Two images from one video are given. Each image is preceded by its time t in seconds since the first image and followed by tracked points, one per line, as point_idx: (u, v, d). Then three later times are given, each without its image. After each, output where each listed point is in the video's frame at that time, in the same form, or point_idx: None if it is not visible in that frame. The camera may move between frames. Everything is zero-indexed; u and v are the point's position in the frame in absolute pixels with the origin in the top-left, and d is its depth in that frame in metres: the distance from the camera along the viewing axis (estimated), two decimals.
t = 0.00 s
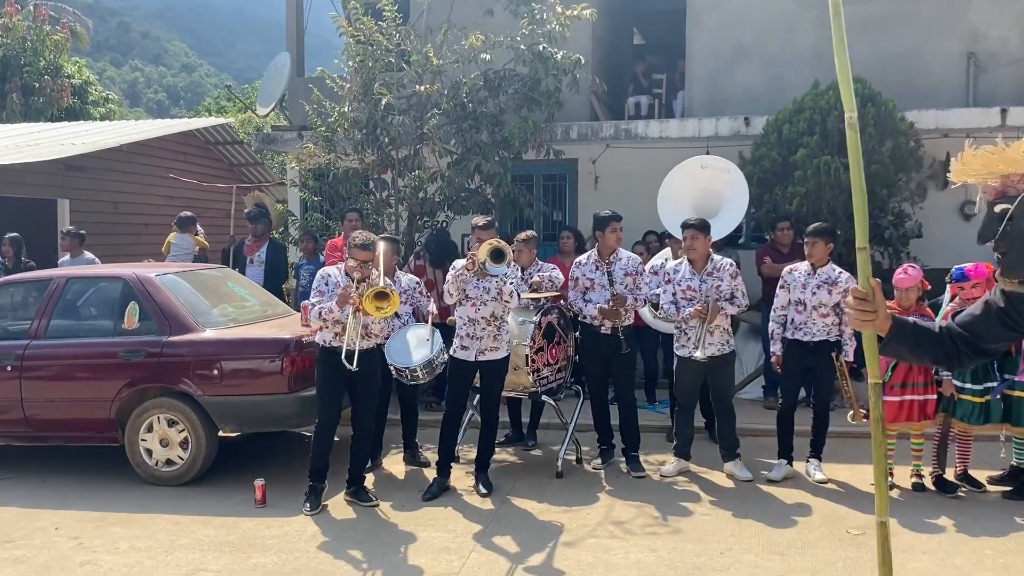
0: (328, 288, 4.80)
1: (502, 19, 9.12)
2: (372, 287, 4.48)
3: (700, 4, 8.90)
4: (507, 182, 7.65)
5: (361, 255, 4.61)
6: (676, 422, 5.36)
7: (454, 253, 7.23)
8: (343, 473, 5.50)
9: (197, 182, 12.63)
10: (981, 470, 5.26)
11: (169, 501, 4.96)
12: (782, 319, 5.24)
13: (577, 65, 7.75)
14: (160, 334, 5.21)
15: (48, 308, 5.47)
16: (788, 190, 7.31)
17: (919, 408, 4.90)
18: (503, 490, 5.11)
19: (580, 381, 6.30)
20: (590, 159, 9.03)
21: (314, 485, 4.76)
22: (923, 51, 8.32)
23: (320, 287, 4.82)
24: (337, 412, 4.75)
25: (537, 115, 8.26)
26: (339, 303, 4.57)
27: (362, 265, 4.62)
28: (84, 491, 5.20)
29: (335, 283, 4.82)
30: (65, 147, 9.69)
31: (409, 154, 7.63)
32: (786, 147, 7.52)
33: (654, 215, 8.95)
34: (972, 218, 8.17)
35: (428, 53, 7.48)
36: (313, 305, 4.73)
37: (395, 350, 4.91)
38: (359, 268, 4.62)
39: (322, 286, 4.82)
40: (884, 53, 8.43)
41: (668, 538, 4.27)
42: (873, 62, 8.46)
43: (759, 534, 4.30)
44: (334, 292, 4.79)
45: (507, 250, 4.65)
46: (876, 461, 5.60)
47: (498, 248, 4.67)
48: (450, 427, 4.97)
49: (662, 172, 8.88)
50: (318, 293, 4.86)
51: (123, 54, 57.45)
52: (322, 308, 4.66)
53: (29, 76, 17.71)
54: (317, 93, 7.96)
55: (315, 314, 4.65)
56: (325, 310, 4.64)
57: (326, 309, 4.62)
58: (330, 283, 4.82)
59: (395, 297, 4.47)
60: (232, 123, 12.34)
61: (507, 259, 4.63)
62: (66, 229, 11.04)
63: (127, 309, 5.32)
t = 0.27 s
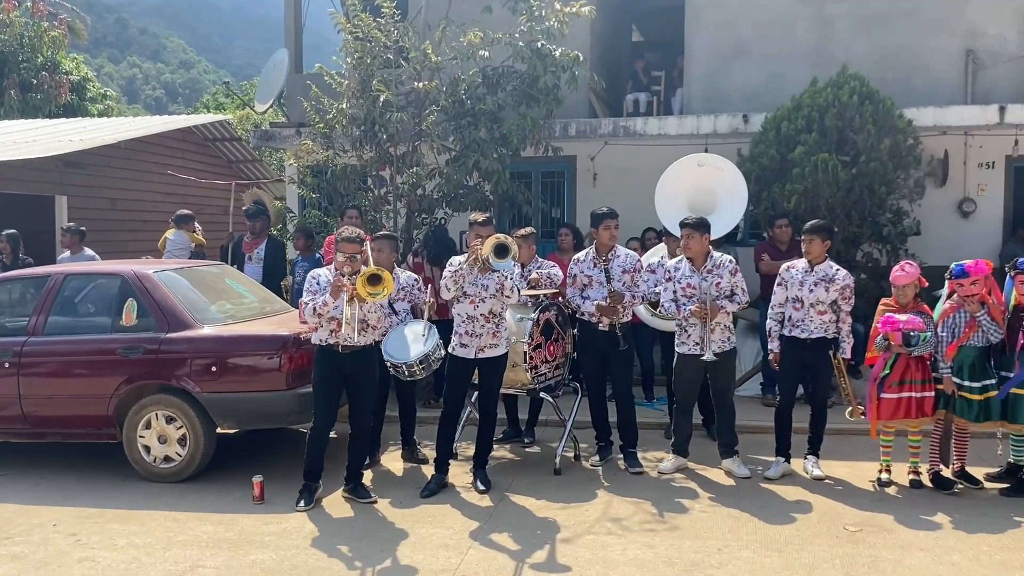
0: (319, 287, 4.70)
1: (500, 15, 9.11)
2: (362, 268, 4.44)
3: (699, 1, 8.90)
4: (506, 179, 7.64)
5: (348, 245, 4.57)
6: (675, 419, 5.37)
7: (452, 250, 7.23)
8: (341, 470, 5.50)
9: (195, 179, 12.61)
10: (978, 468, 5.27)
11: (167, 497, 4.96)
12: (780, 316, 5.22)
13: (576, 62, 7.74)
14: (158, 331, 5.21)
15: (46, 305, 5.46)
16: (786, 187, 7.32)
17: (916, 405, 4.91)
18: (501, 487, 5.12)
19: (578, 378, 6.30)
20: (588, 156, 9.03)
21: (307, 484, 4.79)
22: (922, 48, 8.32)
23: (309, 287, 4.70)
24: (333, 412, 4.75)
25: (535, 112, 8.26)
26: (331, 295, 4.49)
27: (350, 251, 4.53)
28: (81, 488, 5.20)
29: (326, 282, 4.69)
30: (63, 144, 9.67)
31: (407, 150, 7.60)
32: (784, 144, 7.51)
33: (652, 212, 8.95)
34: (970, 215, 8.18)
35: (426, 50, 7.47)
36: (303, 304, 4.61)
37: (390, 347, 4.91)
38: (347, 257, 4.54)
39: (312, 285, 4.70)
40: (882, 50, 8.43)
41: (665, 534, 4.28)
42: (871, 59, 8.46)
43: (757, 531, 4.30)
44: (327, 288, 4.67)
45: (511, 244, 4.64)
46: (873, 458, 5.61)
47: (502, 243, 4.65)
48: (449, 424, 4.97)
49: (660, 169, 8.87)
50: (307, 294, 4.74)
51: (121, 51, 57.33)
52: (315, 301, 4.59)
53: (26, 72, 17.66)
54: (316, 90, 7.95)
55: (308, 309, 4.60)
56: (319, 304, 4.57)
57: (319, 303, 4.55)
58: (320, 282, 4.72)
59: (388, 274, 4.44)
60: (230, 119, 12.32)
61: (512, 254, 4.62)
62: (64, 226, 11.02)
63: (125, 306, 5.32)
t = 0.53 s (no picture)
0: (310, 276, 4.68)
1: (499, 14, 9.12)
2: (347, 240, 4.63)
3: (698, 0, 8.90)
4: (504, 178, 7.64)
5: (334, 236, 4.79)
6: (673, 418, 5.38)
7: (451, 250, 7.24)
8: (340, 469, 5.50)
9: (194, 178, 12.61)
10: (976, 466, 5.27)
11: (166, 496, 4.97)
12: (778, 316, 5.23)
13: (575, 61, 7.74)
14: (157, 330, 5.21)
15: (45, 303, 5.47)
16: (785, 187, 7.32)
17: (914, 404, 4.91)
18: (499, 486, 5.12)
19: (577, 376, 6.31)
20: (588, 155, 9.03)
21: (307, 483, 4.81)
22: (920, 47, 8.33)
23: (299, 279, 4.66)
24: (326, 411, 4.76)
25: (535, 111, 8.26)
26: (322, 267, 4.58)
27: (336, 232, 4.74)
28: (80, 487, 5.20)
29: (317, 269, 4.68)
30: (62, 142, 9.66)
31: (406, 150, 7.58)
32: (783, 143, 7.52)
33: (651, 211, 8.95)
34: (968, 215, 8.19)
35: (426, 49, 7.47)
36: (296, 289, 4.62)
37: (390, 348, 4.91)
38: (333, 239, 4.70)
39: (301, 276, 4.67)
40: (881, 50, 8.43)
41: (664, 533, 4.28)
42: (870, 58, 8.47)
43: (755, 529, 4.31)
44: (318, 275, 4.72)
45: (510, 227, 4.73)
46: (871, 457, 5.61)
47: (502, 227, 4.73)
48: (447, 422, 4.97)
49: (660, 168, 8.88)
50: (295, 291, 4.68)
51: (120, 49, 57.28)
52: (307, 283, 4.62)
53: (26, 70, 17.64)
54: (315, 89, 7.94)
55: (299, 293, 4.61)
56: (310, 286, 4.61)
57: (310, 283, 4.60)
58: (309, 273, 4.67)
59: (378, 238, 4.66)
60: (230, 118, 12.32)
61: (512, 236, 4.67)
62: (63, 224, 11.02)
63: (124, 304, 5.32)
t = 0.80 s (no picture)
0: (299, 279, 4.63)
1: (500, 15, 9.13)
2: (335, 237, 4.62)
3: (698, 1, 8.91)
4: (505, 179, 7.64)
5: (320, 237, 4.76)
6: (673, 419, 5.38)
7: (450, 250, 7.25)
8: (340, 469, 5.51)
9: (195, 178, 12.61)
10: (976, 468, 5.27)
11: (166, 496, 4.97)
12: (778, 318, 5.24)
13: (575, 62, 7.75)
14: (157, 330, 5.21)
15: (45, 303, 5.47)
16: (785, 188, 7.32)
17: (914, 406, 4.90)
18: (499, 486, 5.12)
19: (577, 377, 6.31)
20: (588, 156, 9.03)
21: (308, 484, 4.81)
22: (921, 49, 8.33)
23: (288, 285, 4.60)
24: (323, 412, 4.76)
25: (535, 112, 8.26)
26: (316, 270, 4.53)
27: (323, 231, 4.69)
28: (80, 486, 5.20)
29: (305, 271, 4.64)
30: (62, 143, 9.67)
31: (407, 150, 7.59)
32: (783, 144, 7.52)
33: (651, 212, 8.95)
34: (969, 216, 8.19)
35: (426, 50, 7.48)
36: (290, 294, 4.56)
37: (390, 349, 4.92)
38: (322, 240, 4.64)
39: (291, 280, 4.61)
40: (881, 51, 8.43)
41: (664, 534, 4.28)
42: (870, 60, 8.47)
43: (754, 531, 4.31)
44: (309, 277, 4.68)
45: (508, 230, 4.74)
46: (871, 458, 5.61)
47: (500, 228, 4.76)
48: (447, 423, 4.97)
49: (660, 169, 8.88)
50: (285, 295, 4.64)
51: (121, 49, 57.30)
52: (300, 287, 4.57)
53: (26, 71, 17.65)
54: (315, 89, 7.95)
55: (292, 297, 4.56)
56: (304, 289, 4.57)
57: (305, 287, 4.55)
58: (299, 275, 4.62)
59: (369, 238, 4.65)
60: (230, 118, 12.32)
61: (511, 239, 4.69)
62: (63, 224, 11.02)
63: (124, 304, 5.33)
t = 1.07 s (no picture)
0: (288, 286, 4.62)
1: (501, 18, 9.14)
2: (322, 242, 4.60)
3: (699, 4, 8.91)
4: (506, 181, 7.65)
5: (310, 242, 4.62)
6: (673, 422, 5.38)
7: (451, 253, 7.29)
8: (340, 471, 5.51)
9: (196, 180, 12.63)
10: (977, 471, 5.27)
11: (167, 497, 4.97)
12: (775, 322, 5.22)
13: (577, 64, 7.75)
14: (158, 332, 5.22)
15: (47, 305, 5.47)
16: (786, 190, 7.32)
17: (914, 409, 4.90)
18: (500, 489, 5.12)
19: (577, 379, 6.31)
20: (589, 158, 9.04)
21: (308, 485, 4.81)
22: (922, 52, 8.33)
23: (278, 291, 4.57)
24: (320, 414, 4.76)
25: (537, 114, 8.27)
26: (308, 273, 4.50)
27: (313, 237, 4.61)
28: (80, 488, 5.21)
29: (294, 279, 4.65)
30: (64, 144, 9.68)
31: (408, 152, 7.60)
32: (784, 147, 7.52)
33: (652, 215, 8.96)
34: (970, 219, 8.19)
35: (427, 52, 7.49)
36: (281, 300, 4.51)
37: (389, 350, 4.93)
38: (312, 246, 4.58)
39: (281, 286, 4.59)
40: (882, 54, 8.44)
41: (664, 537, 4.28)
42: (871, 62, 8.48)
43: (755, 533, 4.31)
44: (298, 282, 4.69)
45: (510, 234, 4.71)
46: (872, 461, 5.61)
47: (502, 233, 4.73)
48: (448, 425, 4.97)
49: (661, 171, 8.88)
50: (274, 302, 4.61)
51: (123, 51, 57.37)
52: (292, 292, 4.51)
53: (28, 72, 17.67)
54: (317, 91, 7.95)
55: (285, 301, 4.50)
56: (296, 294, 4.50)
57: (297, 292, 4.48)
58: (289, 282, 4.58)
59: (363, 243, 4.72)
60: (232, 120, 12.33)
61: (511, 242, 4.68)
62: (64, 226, 11.03)
63: (125, 306, 5.33)
